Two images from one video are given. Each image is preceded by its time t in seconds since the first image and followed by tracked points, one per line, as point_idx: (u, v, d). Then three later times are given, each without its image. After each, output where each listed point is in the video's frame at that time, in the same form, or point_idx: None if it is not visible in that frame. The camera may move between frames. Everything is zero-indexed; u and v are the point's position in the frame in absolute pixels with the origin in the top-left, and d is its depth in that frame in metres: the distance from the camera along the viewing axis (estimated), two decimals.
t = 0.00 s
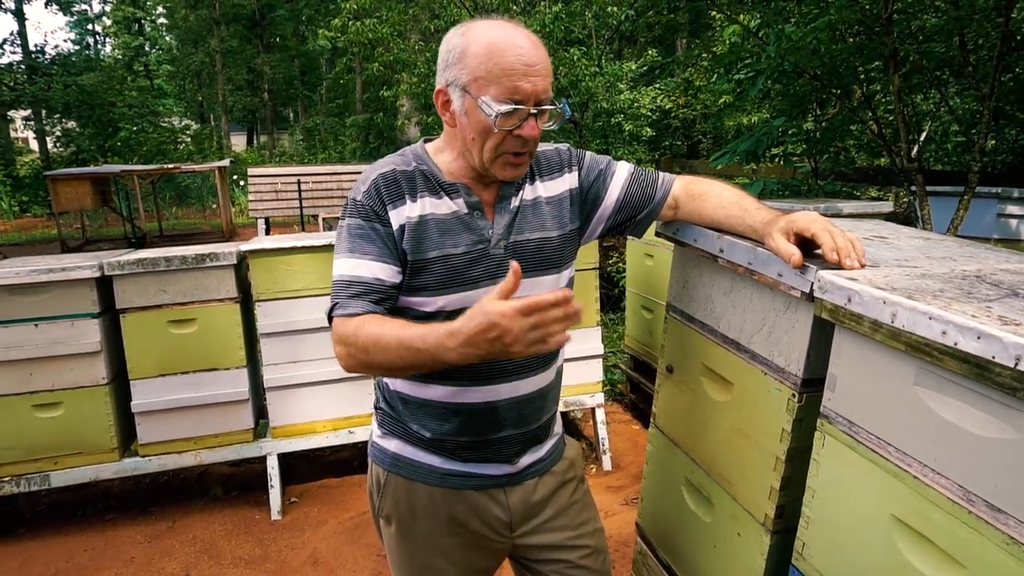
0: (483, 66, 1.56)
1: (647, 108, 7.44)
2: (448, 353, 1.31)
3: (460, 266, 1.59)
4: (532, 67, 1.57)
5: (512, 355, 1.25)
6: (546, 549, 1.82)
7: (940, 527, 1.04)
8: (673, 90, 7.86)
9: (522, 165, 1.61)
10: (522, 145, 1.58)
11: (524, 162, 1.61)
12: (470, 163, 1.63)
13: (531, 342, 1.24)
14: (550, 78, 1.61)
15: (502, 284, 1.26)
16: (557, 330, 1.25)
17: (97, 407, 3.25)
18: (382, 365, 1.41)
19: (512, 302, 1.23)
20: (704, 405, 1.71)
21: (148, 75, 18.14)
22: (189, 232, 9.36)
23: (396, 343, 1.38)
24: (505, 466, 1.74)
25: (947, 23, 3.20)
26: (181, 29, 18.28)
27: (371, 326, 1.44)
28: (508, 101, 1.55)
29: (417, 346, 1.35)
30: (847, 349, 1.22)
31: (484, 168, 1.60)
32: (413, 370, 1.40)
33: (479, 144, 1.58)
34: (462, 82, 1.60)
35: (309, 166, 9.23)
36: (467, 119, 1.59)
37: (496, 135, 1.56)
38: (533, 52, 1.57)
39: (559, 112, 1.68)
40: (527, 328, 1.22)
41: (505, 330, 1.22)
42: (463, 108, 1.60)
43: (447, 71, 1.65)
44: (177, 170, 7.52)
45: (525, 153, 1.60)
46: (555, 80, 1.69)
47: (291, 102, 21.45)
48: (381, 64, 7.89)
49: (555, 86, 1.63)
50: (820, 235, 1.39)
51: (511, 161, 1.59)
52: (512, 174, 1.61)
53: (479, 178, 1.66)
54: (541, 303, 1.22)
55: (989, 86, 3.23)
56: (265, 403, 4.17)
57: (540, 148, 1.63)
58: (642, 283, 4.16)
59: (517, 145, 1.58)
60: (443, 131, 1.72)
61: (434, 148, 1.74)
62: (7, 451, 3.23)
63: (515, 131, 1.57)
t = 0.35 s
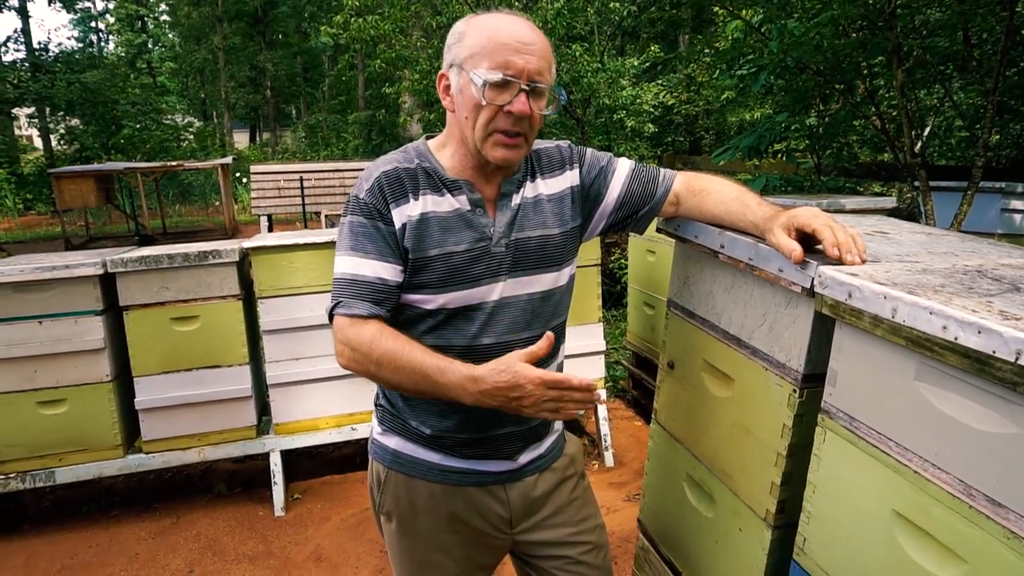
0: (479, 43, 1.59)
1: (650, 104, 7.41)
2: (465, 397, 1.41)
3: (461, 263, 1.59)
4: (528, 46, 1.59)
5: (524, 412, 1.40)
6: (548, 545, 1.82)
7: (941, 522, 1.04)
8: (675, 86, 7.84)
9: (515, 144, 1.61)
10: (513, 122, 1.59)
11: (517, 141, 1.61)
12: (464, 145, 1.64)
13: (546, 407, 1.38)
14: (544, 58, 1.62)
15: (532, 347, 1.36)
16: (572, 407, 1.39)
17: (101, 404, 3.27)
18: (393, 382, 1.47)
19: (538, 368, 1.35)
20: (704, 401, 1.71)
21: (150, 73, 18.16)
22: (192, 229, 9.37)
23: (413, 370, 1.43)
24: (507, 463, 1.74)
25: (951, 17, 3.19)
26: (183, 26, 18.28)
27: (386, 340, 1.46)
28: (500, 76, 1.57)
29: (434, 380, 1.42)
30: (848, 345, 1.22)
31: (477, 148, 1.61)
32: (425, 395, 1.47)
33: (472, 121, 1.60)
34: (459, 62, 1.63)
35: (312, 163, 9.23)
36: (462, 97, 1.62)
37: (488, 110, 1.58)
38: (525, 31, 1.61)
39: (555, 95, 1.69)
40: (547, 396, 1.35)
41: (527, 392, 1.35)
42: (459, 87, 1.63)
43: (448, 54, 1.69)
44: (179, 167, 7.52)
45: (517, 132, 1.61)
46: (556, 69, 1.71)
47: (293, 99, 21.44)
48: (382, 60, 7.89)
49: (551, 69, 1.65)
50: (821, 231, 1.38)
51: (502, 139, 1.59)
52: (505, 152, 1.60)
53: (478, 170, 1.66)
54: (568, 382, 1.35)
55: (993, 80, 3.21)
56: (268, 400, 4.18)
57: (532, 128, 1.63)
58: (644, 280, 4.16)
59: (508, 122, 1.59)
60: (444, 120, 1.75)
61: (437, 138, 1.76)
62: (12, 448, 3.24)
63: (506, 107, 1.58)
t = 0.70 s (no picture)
0: (462, 30, 1.67)
1: (650, 101, 7.40)
2: (459, 388, 1.42)
3: (457, 259, 1.58)
4: (508, 28, 1.66)
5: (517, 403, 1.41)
6: (548, 546, 1.82)
7: (942, 520, 1.04)
8: (675, 83, 7.83)
9: (504, 122, 1.61)
10: (498, 98, 1.61)
11: (505, 119, 1.61)
12: (453, 132, 1.66)
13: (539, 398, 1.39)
14: (525, 40, 1.69)
15: (526, 338, 1.36)
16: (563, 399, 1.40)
17: (102, 403, 3.27)
18: (386, 374, 1.47)
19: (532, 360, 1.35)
20: (705, 399, 1.71)
21: (150, 71, 18.14)
22: (193, 228, 9.36)
23: (407, 362, 1.44)
24: (507, 462, 1.74)
25: (951, 13, 3.17)
26: (183, 25, 18.24)
27: (380, 334, 1.46)
28: (483, 56, 1.63)
29: (428, 371, 1.43)
30: (848, 342, 1.22)
31: (466, 131, 1.63)
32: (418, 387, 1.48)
33: (459, 104, 1.64)
34: (444, 52, 1.70)
35: (312, 161, 9.22)
36: (449, 84, 1.67)
37: (473, 90, 1.62)
38: (505, 17, 1.68)
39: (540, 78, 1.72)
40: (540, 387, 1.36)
41: (521, 383, 1.35)
42: (446, 75, 1.69)
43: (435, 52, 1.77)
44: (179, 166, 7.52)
45: (504, 111, 1.62)
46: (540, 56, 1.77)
47: (293, 97, 21.42)
48: (382, 58, 7.87)
49: (533, 51, 1.70)
50: (820, 228, 1.38)
51: (490, 118, 1.61)
52: (493, 131, 1.60)
53: (472, 161, 1.66)
54: (560, 374, 1.35)
55: (994, 76, 3.20)
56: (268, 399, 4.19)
57: (519, 107, 1.65)
58: (644, 277, 4.16)
59: (493, 99, 1.61)
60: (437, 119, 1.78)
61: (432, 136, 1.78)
62: (12, 447, 3.25)
63: (490, 85, 1.62)
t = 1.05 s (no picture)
0: (462, 33, 1.67)
1: (653, 105, 7.40)
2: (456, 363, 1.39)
3: (460, 260, 1.58)
4: (507, 30, 1.66)
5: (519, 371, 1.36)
6: (551, 552, 1.81)
7: (949, 526, 1.03)
8: (678, 87, 7.84)
9: (502, 126, 1.60)
10: (497, 100, 1.62)
11: (504, 122, 1.61)
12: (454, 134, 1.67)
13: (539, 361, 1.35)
14: (525, 42, 1.69)
15: (517, 303, 1.34)
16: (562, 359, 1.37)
17: (104, 405, 3.27)
18: (383, 363, 1.46)
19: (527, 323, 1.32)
20: (709, 403, 1.70)
21: (152, 74, 18.19)
22: (195, 231, 9.36)
23: (401, 344, 1.42)
24: (510, 465, 1.74)
25: (954, 18, 3.17)
26: (186, 28, 18.27)
27: (374, 323, 1.46)
28: (482, 58, 1.64)
29: (423, 352, 1.41)
30: (853, 347, 1.21)
31: (466, 132, 1.63)
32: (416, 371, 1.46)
33: (459, 106, 1.64)
34: (446, 55, 1.71)
35: (315, 164, 9.23)
36: (450, 87, 1.68)
37: (473, 92, 1.63)
38: (505, 19, 1.68)
39: (541, 80, 1.72)
40: (537, 348, 1.32)
41: (518, 346, 1.32)
42: (447, 78, 1.70)
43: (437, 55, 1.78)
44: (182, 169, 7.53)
45: (503, 112, 1.63)
46: (541, 57, 1.77)
47: (295, 101, 21.47)
48: (385, 62, 7.88)
49: (533, 52, 1.70)
50: (825, 232, 1.38)
51: (489, 120, 1.61)
52: (492, 134, 1.59)
53: (473, 163, 1.67)
54: (555, 333, 1.32)
55: (997, 80, 3.19)
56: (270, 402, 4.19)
57: (519, 108, 1.65)
58: (647, 281, 4.15)
59: (492, 101, 1.62)
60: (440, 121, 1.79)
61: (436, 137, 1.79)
62: (14, 450, 3.25)
63: (489, 87, 1.62)
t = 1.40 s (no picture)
0: (468, 36, 1.67)
1: (654, 105, 7.39)
2: (459, 350, 1.38)
3: (463, 263, 1.57)
4: (514, 34, 1.66)
5: (523, 348, 1.36)
6: (555, 553, 1.80)
7: (955, 527, 1.02)
8: (679, 88, 7.84)
9: (507, 129, 1.59)
10: (502, 105, 1.61)
11: (509, 126, 1.60)
12: (458, 137, 1.66)
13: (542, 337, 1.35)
14: (531, 46, 1.68)
15: (512, 281, 1.36)
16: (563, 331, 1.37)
17: (107, 409, 3.27)
18: (387, 359, 1.45)
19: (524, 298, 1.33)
20: (712, 404, 1.70)
21: (154, 78, 18.23)
22: (197, 234, 9.38)
23: (401, 337, 1.42)
24: (513, 467, 1.73)
25: (955, 16, 3.16)
26: (187, 31, 18.29)
27: (374, 320, 1.46)
28: (487, 62, 1.63)
29: (425, 342, 1.40)
30: (857, 347, 1.21)
31: (469, 135, 1.62)
32: (420, 363, 1.45)
33: (463, 110, 1.64)
34: (451, 58, 1.71)
35: (316, 167, 9.23)
36: (454, 90, 1.68)
37: (477, 96, 1.62)
38: (511, 22, 1.68)
39: (546, 84, 1.72)
40: (536, 324, 1.32)
41: (518, 322, 1.32)
42: (452, 80, 1.69)
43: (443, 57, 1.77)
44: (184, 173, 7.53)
45: (507, 117, 1.62)
46: (546, 62, 1.76)
47: (297, 103, 21.50)
48: (386, 64, 7.89)
49: (539, 57, 1.70)
50: (829, 232, 1.37)
51: (493, 124, 1.60)
52: (496, 137, 1.58)
53: (476, 166, 1.66)
54: (553, 305, 1.33)
55: (999, 78, 3.18)
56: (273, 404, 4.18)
57: (523, 113, 1.65)
58: (649, 281, 4.15)
59: (496, 105, 1.61)
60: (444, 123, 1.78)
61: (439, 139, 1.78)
62: (18, 454, 3.25)
63: (494, 92, 1.62)
